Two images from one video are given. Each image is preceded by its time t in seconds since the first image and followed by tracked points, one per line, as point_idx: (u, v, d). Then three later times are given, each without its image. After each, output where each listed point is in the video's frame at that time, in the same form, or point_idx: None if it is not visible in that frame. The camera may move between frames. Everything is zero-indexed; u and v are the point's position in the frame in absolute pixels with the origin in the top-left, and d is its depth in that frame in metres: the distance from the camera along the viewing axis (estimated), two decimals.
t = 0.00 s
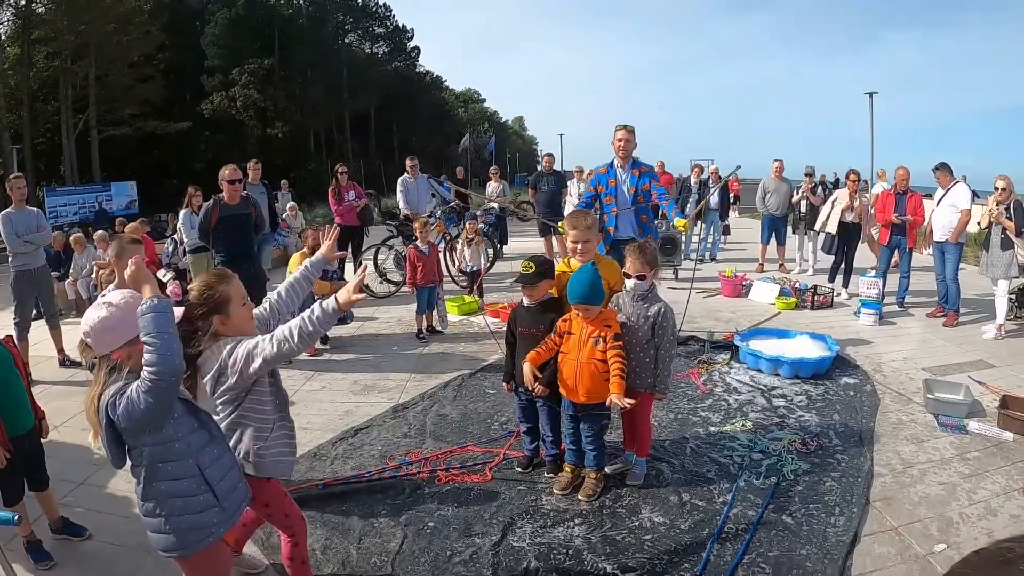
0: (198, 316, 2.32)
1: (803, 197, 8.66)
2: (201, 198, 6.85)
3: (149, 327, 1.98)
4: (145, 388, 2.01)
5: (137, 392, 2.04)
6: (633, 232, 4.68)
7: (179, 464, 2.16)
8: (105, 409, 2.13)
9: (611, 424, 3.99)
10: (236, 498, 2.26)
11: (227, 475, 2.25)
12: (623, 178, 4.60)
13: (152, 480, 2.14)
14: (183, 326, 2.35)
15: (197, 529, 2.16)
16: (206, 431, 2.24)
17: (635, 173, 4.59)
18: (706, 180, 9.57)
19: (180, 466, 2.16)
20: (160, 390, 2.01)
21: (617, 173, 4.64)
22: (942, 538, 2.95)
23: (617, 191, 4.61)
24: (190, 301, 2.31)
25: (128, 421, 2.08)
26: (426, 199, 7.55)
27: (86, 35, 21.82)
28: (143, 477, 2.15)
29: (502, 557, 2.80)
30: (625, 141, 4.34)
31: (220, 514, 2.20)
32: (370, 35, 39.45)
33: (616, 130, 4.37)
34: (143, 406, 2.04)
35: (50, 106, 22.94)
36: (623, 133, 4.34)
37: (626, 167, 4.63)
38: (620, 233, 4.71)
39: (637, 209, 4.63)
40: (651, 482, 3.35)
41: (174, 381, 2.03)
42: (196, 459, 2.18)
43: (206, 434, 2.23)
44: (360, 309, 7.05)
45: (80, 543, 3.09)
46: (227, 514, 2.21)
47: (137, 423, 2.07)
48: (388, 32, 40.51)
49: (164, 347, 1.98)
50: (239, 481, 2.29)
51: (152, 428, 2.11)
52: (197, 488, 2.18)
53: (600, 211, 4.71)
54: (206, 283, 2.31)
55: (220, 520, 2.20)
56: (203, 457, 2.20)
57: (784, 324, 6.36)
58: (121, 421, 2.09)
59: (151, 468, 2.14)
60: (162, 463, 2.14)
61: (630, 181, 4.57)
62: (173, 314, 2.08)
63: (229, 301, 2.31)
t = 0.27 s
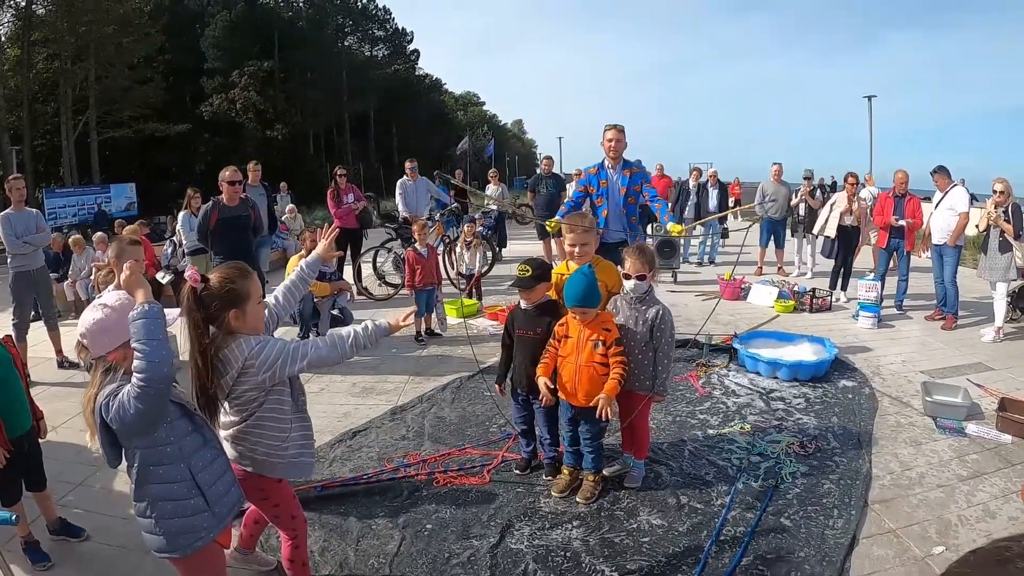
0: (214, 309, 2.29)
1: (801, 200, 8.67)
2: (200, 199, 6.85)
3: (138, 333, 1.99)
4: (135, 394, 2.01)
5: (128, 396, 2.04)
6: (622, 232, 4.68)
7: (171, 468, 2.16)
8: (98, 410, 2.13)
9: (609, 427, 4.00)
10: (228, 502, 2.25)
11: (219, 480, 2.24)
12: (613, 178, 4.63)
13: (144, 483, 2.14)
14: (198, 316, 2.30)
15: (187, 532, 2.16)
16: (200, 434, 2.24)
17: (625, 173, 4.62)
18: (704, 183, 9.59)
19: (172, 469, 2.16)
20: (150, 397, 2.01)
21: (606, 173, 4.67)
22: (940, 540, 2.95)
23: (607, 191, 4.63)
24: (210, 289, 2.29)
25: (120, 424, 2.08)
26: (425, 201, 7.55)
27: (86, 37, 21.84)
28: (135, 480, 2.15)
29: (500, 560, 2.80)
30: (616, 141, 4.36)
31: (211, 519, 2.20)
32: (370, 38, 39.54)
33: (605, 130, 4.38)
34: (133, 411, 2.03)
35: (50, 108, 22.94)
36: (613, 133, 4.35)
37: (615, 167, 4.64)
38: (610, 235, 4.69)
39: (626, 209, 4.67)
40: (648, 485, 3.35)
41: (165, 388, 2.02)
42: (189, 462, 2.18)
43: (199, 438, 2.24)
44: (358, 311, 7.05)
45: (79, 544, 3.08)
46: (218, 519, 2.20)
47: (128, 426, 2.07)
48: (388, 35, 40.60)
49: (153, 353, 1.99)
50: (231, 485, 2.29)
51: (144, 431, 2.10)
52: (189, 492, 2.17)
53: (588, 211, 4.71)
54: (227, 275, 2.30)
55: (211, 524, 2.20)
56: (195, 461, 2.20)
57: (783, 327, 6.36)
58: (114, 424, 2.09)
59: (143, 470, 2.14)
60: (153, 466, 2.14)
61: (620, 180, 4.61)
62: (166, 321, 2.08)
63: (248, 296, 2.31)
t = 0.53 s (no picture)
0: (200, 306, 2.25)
1: (798, 199, 8.67)
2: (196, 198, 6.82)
3: (131, 333, 1.95)
4: (129, 394, 1.97)
5: (121, 396, 2.00)
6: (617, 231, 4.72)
7: (164, 468, 2.13)
8: (92, 409, 2.10)
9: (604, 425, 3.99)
10: (221, 502, 2.24)
11: (213, 480, 2.22)
12: (606, 177, 4.63)
13: (136, 483, 2.11)
14: (184, 310, 2.26)
15: (180, 533, 2.14)
16: (194, 433, 2.22)
17: (618, 172, 4.62)
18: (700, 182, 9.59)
19: (166, 469, 2.13)
20: (143, 397, 1.97)
21: (600, 172, 4.66)
22: (936, 539, 2.94)
23: (601, 190, 4.63)
24: (201, 284, 2.25)
25: (113, 424, 2.04)
26: (421, 200, 7.53)
27: (82, 35, 21.77)
28: (128, 479, 2.12)
29: (495, 558, 2.79)
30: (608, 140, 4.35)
31: (204, 519, 2.18)
32: (367, 37, 39.49)
33: (597, 128, 4.36)
34: (126, 412, 2.00)
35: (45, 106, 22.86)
36: (605, 130, 4.33)
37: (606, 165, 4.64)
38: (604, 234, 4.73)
39: (620, 208, 4.69)
40: (644, 483, 3.34)
41: (158, 388, 1.99)
42: (182, 462, 2.16)
43: (193, 438, 2.21)
44: (355, 310, 7.03)
45: (74, 543, 3.06)
46: (211, 519, 2.18)
47: (121, 426, 2.03)
48: (385, 33, 40.57)
49: (146, 353, 1.95)
50: (225, 485, 2.27)
51: (138, 431, 2.07)
52: (182, 492, 2.15)
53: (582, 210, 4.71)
54: (219, 275, 2.27)
55: (204, 525, 2.18)
56: (189, 461, 2.17)
57: (780, 326, 6.36)
58: (107, 424, 2.06)
59: (136, 470, 2.11)
60: (147, 466, 2.11)
61: (614, 179, 4.61)
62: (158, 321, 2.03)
63: (235, 300, 2.29)
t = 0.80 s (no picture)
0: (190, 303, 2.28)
1: (797, 199, 8.66)
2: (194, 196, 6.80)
3: (135, 335, 1.89)
4: (133, 394, 1.94)
5: (124, 397, 1.97)
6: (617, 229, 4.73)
7: (166, 469, 2.11)
8: (92, 408, 2.07)
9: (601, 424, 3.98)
10: (221, 503, 2.23)
11: (213, 480, 2.21)
12: (606, 175, 4.63)
13: (137, 483, 2.09)
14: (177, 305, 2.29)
15: (180, 534, 2.12)
16: (195, 434, 2.19)
17: (618, 170, 4.63)
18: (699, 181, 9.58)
19: (167, 470, 2.11)
20: (148, 397, 1.93)
21: (599, 170, 4.66)
22: (934, 540, 2.94)
23: (600, 188, 4.64)
24: (196, 282, 2.26)
25: (114, 425, 2.01)
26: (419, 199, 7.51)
27: (81, 32, 21.73)
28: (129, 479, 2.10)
29: (492, 557, 2.78)
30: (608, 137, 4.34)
31: (204, 520, 2.17)
32: (366, 35, 39.45)
33: (595, 126, 4.35)
34: (130, 413, 1.96)
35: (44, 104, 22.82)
36: (605, 128, 4.32)
37: (604, 163, 4.64)
38: (604, 232, 4.74)
39: (619, 206, 4.70)
40: (641, 482, 3.34)
41: (163, 389, 1.96)
42: (183, 463, 2.13)
43: (194, 438, 2.18)
44: (353, 308, 7.02)
45: (70, 541, 3.05)
46: (212, 520, 2.18)
47: (123, 427, 2.00)
48: (384, 32, 40.54)
49: (152, 355, 1.91)
50: (225, 485, 2.27)
51: (140, 432, 2.04)
52: (183, 493, 2.13)
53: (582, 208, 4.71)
54: (213, 271, 2.30)
55: (204, 525, 2.17)
56: (190, 462, 2.15)
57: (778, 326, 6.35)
58: (108, 424, 2.02)
59: (136, 471, 2.09)
60: (148, 467, 2.09)
61: (613, 177, 4.62)
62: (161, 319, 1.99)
63: (227, 297, 2.31)
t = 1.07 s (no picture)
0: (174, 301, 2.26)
1: (792, 195, 8.66)
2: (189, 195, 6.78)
3: (135, 340, 1.90)
4: (131, 401, 1.94)
5: (123, 403, 1.96)
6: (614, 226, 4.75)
7: (164, 473, 2.09)
8: (89, 415, 2.07)
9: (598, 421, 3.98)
10: (220, 506, 2.21)
11: (211, 484, 2.19)
12: (602, 172, 4.63)
13: (135, 488, 2.07)
14: (163, 304, 2.27)
15: (179, 538, 2.10)
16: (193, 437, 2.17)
17: (614, 167, 4.64)
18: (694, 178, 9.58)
19: (165, 474, 2.09)
20: (146, 404, 1.93)
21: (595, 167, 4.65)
22: (931, 535, 2.93)
23: (598, 186, 4.63)
24: (179, 278, 2.23)
25: (112, 430, 2.00)
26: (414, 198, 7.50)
27: (76, 32, 21.65)
28: (127, 485, 2.08)
29: (488, 556, 2.77)
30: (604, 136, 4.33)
31: (204, 523, 2.15)
32: (361, 34, 39.41)
33: (591, 126, 4.34)
34: (129, 418, 1.96)
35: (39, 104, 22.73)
36: (601, 127, 4.31)
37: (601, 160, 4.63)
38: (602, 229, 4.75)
39: (616, 203, 4.72)
40: (638, 480, 3.33)
41: (163, 395, 1.95)
42: (181, 467, 2.11)
43: (191, 442, 2.16)
44: (349, 307, 7.00)
45: (66, 542, 3.03)
46: (211, 524, 2.15)
47: (120, 433, 1.99)
48: (379, 30, 40.50)
49: (151, 360, 1.91)
50: (224, 488, 2.24)
51: (137, 437, 2.02)
52: (181, 498, 2.11)
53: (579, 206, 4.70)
54: (198, 267, 2.27)
55: (203, 529, 2.15)
56: (188, 466, 2.13)
57: (775, 322, 6.35)
58: (105, 430, 2.01)
59: (135, 476, 2.07)
60: (146, 472, 2.07)
61: (610, 174, 4.63)
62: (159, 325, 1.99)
63: (210, 293, 2.27)
